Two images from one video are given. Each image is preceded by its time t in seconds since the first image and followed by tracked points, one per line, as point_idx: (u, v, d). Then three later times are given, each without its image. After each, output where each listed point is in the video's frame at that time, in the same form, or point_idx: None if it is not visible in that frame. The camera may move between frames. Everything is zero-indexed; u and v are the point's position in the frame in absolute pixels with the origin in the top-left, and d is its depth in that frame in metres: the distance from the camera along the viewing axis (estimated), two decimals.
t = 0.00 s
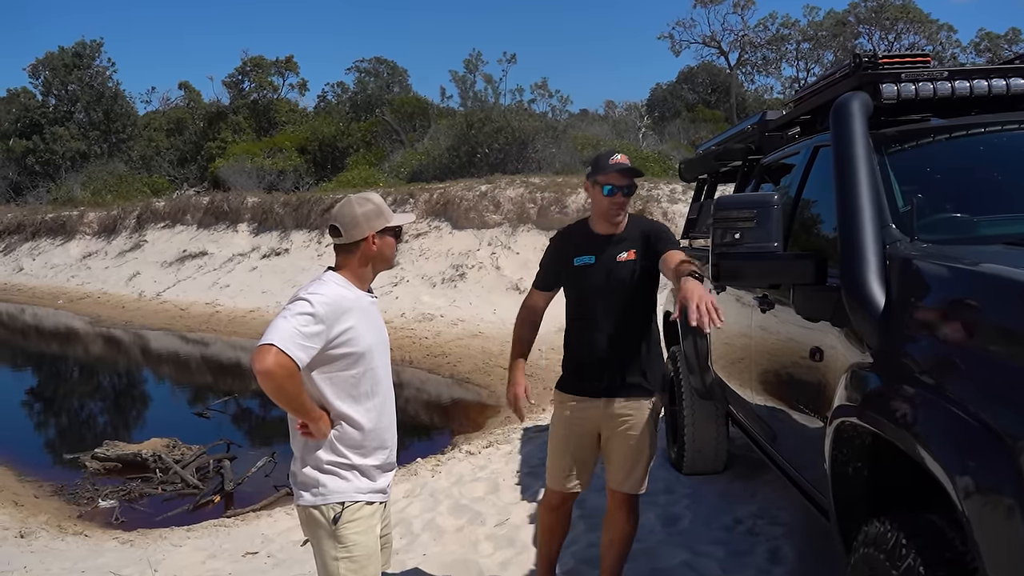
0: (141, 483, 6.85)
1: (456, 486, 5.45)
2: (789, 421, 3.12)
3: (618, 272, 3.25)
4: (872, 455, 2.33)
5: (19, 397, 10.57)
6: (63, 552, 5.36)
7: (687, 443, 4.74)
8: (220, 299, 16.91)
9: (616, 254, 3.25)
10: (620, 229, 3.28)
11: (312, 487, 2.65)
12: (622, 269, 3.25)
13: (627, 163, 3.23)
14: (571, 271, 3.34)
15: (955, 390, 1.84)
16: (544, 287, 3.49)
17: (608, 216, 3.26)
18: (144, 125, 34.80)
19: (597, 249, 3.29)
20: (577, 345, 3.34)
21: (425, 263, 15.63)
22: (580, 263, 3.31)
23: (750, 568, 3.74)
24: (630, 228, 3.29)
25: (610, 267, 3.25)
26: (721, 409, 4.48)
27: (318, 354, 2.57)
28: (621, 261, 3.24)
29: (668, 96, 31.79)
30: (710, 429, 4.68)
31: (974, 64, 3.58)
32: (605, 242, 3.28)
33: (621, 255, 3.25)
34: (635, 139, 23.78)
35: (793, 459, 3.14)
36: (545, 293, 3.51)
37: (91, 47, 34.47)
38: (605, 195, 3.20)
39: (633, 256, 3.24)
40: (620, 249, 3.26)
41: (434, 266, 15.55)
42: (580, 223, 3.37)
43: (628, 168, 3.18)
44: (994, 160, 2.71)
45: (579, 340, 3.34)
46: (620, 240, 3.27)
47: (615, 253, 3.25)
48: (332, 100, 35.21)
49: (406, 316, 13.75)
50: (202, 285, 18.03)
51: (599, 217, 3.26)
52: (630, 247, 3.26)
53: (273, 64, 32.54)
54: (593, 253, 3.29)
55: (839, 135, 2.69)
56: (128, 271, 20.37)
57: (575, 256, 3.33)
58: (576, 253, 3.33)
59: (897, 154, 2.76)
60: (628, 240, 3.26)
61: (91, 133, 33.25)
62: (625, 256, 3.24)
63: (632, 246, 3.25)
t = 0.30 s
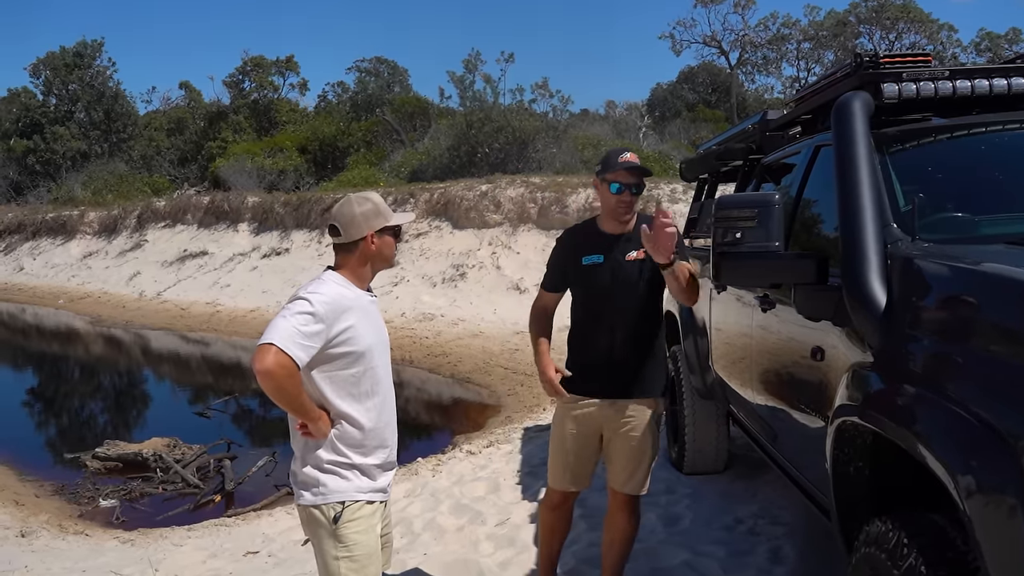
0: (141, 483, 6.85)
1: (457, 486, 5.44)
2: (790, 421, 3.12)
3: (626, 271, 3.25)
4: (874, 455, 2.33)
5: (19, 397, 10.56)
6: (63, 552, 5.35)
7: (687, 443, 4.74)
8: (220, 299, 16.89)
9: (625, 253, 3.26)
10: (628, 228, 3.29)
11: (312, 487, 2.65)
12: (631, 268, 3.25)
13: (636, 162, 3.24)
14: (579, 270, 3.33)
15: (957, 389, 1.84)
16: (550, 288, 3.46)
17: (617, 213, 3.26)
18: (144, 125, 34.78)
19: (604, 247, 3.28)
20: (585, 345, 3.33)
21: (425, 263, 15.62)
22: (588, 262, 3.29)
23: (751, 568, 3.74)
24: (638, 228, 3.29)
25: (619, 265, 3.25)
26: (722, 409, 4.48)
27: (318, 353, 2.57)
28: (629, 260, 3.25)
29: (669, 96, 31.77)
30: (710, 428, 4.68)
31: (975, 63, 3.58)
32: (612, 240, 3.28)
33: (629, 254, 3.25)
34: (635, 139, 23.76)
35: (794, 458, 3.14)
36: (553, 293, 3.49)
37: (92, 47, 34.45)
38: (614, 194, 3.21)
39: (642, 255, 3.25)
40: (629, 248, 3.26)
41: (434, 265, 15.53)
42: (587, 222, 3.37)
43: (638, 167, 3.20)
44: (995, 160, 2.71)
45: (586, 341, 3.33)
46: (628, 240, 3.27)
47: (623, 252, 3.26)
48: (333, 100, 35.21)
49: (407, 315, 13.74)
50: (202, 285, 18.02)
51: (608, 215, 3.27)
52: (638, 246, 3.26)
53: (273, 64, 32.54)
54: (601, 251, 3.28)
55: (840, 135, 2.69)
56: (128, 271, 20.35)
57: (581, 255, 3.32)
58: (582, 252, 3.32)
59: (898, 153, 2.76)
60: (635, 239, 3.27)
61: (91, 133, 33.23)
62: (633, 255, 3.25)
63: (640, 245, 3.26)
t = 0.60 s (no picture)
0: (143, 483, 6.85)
1: (459, 486, 5.44)
2: (791, 421, 3.12)
3: (633, 277, 3.24)
4: (876, 454, 2.33)
5: (20, 397, 10.56)
6: (66, 551, 5.36)
7: (689, 443, 4.74)
8: (221, 299, 16.89)
9: (633, 258, 3.24)
10: (635, 231, 3.28)
11: (314, 487, 2.65)
12: (639, 273, 3.24)
13: (629, 161, 3.28)
14: (583, 270, 3.32)
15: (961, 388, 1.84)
16: (555, 288, 3.44)
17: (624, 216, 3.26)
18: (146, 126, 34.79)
19: (608, 249, 3.27)
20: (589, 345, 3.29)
21: (426, 263, 15.63)
22: (593, 262, 3.29)
23: (752, 567, 3.74)
24: (645, 233, 3.28)
25: (625, 268, 3.25)
26: (723, 409, 4.48)
27: (318, 353, 2.57)
28: (636, 265, 3.23)
29: (670, 96, 31.75)
30: (711, 428, 4.68)
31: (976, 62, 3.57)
32: (616, 242, 3.27)
33: (638, 259, 3.24)
34: (636, 139, 23.76)
35: (796, 458, 3.13)
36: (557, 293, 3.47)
37: (93, 47, 34.47)
38: (605, 193, 3.26)
39: (650, 261, 3.24)
40: (637, 254, 3.25)
41: (435, 265, 15.53)
42: (592, 223, 3.37)
43: (627, 165, 3.23)
44: (997, 158, 2.71)
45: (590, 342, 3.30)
46: (635, 243, 3.25)
47: (631, 257, 3.24)
48: (334, 100, 35.22)
49: (408, 315, 13.75)
50: (203, 285, 18.02)
51: (608, 217, 3.29)
52: (647, 252, 3.25)
53: (274, 64, 32.57)
54: (606, 253, 3.27)
55: (841, 134, 2.69)
56: (129, 271, 20.35)
57: (587, 256, 3.31)
58: (587, 253, 3.32)
59: (900, 152, 2.76)
60: (641, 244, 3.25)
61: (92, 133, 33.24)
62: (642, 261, 3.23)
63: (648, 252, 3.25)
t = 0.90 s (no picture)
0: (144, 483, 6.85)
1: (460, 486, 5.44)
2: (793, 421, 3.11)
3: (634, 276, 3.23)
4: (880, 454, 2.32)
5: (21, 397, 10.57)
6: (67, 551, 5.36)
7: (690, 443, 4.73)
8: (222, 299, 16.89)
9: (633, 257, 3.24)
10: (634, 230, 3.28)
11: (314, 486, 2.64)
12: (639, 273, 3.23)
13: (620, 160, 3.26)
14: (581, 269, 3.32)
15: (964, 387, 1.83)
16: (554, 288, 3.43)
17: (623, 216, 3.26)
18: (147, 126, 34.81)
19: (607, 248, 3.27)
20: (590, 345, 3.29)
21: (427, 263, 15.63)
22: (592, 262, 3.28)
23: (754, 568, 3.73)
24: (644, 233, 3.27)
25: (626, 268, 3.24)
26: (725, 408, 4.47)
27: (318, 354, 2.57)
28: (636, 265, 3.23)
29: (671, 96, 31.71)
30: (713, 428, 4.67)
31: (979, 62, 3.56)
32: (615, 242, 3.27)
33: (638, 259, 3.23)
34: (637, 139, 23.74)
35: (798, 458, 3.12)
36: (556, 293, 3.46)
37: (94, 47, 34.49)
38: (597, 195, 3.25)
39: (650, 261, 3.23)
40: (637, 253, 3.24)
41: (436, 265, 15.53)
42: (590, 223, 3.36)
43: (614, 166, 3.22)
44: (1000, 158, 2.70)
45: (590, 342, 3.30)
46: (635, 243, 3.25)
47: (630, 257, 3.24)
48: (335, 100, 35.23)
49: (409, 315, 13.74)
50: (204, 285, 18.02)
51: (606, 217, 3.28)
52: (647, 251, 3.24)
53: (275, 64, 32.59)
54: (604, 253, 3.27)
55: (844, 133, 2.68)
56: (130, 271, 20.37)
57: (585, 256, 3.30)
58: (586, 253, 3.31)
59: (903, 152, 2.75)
60: (641, 244, 3.24)
61: (93, 133, 33.26)
62: (642, 261, 3.23)
63: (649, 251, 3.24)
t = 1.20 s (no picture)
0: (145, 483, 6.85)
1: (461, 486, 5.44)
2: (793, 420, 3.11)
3: (630, 276, 3.23)
4: (879, 454, 2.32)
5: (22, 397, 10.59)
6: (67, 551, 5.36)
7: (691, 443, 4.73)
8: (223, 299, 16.89)
9: (628, 257, 3.24)
10: (629, 230, 3.28)
11: (314, 487, 2.64)
12: (635, 272, 3.23)
13: (613, 158, 3.25)
14: (576, 270, 3.33)
15: (963, 387, 1.83)
16: (552, 287, 3.46)
17: (616, 215, 3.26)
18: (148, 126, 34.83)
19: (601, 249, 3.28)
20: (585, 345, 3.30)
21: (428, 263, 15.64)
22: (587, 262, 3.29)
23: (754, 568, 3.73)
24: (641, 232, 3.28)
25: (622, 267, 3.23)
26: (725, 408, 4.47)
27: (318, 354, 2.57)
28: (632, 264, 3.23)
29: (672, 96, 31.70)
30: (714, 428, 4.67)
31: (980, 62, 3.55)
32: (610, 241, 3.28)
33: (633, 258, 3.23)
34: (638, 139, 23.75)
35: (798, 458, 3.12)
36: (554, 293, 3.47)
37: (95, 47, 34.52)
38: (592, 194, 3.25)
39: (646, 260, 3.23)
40: (633, 252, 3.24)
41: (437, 265, 15.54)
42: (585, 224, 3.37)
43: (608, 164, 3.22)
44: (1001, 158, 2.70)
45: (587, 342, 3.30)
46: (630, 242, 3.26)
47: (626, 256, 3.24)
48: (335, 100, 35.24)
49: (410, 315, 13.75)
50: (205, 285, 18.03)
51: (602, 217, 3.28)
52: (643, 250, 3.24)
53: (276, 64, 32.63)
54: (599, 253, 3.28)
55: (843, 133, 2.68)
56: (131, 271, 20.38)
57: (581, 257, 3.31)
58: (581, 254, 3.32)
59: (902, 152, 2.76)
60: (636, 243, 3.25)
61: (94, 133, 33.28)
62: (638, 260, 3.23)
63: (645, 251, 3.24)
